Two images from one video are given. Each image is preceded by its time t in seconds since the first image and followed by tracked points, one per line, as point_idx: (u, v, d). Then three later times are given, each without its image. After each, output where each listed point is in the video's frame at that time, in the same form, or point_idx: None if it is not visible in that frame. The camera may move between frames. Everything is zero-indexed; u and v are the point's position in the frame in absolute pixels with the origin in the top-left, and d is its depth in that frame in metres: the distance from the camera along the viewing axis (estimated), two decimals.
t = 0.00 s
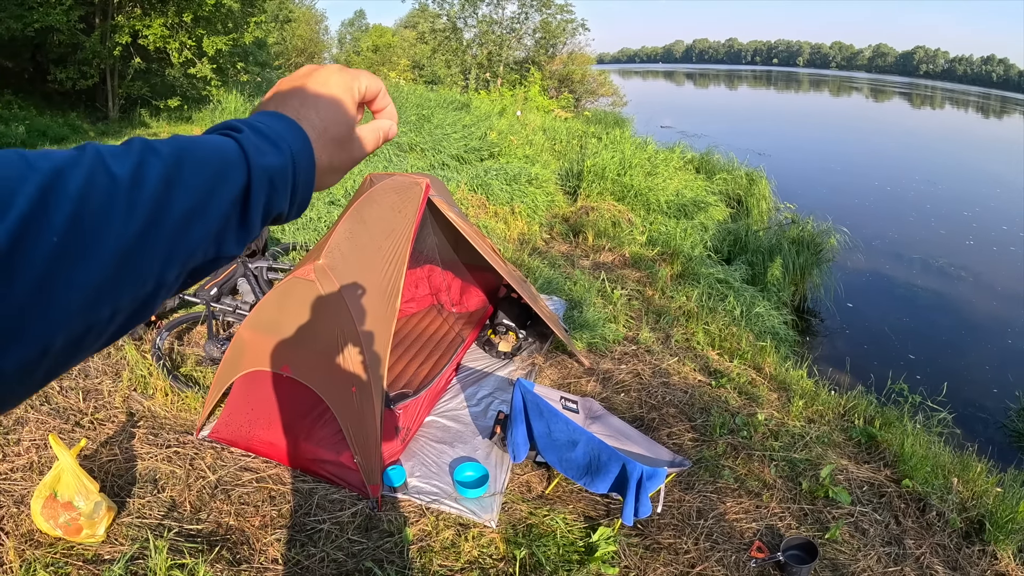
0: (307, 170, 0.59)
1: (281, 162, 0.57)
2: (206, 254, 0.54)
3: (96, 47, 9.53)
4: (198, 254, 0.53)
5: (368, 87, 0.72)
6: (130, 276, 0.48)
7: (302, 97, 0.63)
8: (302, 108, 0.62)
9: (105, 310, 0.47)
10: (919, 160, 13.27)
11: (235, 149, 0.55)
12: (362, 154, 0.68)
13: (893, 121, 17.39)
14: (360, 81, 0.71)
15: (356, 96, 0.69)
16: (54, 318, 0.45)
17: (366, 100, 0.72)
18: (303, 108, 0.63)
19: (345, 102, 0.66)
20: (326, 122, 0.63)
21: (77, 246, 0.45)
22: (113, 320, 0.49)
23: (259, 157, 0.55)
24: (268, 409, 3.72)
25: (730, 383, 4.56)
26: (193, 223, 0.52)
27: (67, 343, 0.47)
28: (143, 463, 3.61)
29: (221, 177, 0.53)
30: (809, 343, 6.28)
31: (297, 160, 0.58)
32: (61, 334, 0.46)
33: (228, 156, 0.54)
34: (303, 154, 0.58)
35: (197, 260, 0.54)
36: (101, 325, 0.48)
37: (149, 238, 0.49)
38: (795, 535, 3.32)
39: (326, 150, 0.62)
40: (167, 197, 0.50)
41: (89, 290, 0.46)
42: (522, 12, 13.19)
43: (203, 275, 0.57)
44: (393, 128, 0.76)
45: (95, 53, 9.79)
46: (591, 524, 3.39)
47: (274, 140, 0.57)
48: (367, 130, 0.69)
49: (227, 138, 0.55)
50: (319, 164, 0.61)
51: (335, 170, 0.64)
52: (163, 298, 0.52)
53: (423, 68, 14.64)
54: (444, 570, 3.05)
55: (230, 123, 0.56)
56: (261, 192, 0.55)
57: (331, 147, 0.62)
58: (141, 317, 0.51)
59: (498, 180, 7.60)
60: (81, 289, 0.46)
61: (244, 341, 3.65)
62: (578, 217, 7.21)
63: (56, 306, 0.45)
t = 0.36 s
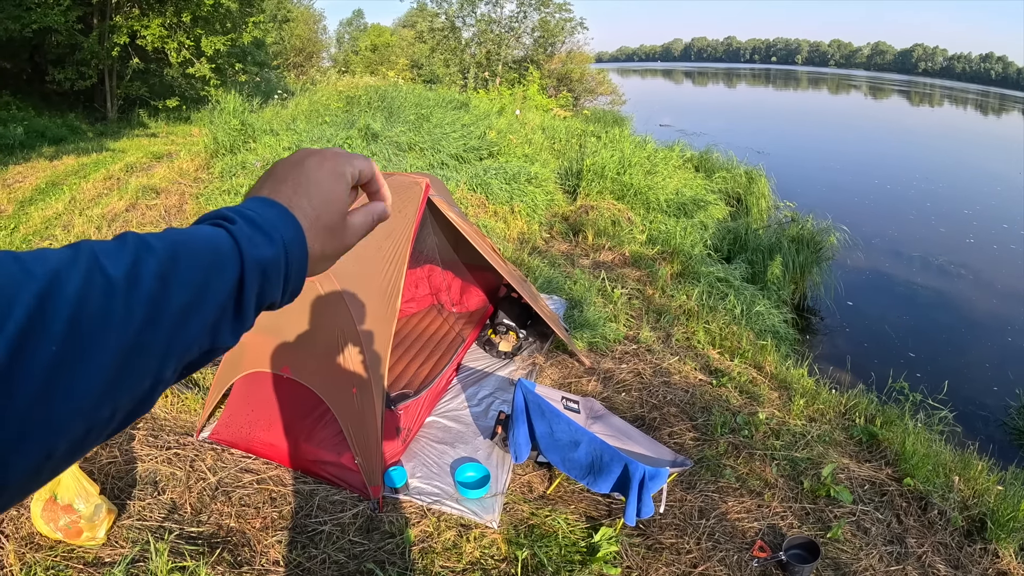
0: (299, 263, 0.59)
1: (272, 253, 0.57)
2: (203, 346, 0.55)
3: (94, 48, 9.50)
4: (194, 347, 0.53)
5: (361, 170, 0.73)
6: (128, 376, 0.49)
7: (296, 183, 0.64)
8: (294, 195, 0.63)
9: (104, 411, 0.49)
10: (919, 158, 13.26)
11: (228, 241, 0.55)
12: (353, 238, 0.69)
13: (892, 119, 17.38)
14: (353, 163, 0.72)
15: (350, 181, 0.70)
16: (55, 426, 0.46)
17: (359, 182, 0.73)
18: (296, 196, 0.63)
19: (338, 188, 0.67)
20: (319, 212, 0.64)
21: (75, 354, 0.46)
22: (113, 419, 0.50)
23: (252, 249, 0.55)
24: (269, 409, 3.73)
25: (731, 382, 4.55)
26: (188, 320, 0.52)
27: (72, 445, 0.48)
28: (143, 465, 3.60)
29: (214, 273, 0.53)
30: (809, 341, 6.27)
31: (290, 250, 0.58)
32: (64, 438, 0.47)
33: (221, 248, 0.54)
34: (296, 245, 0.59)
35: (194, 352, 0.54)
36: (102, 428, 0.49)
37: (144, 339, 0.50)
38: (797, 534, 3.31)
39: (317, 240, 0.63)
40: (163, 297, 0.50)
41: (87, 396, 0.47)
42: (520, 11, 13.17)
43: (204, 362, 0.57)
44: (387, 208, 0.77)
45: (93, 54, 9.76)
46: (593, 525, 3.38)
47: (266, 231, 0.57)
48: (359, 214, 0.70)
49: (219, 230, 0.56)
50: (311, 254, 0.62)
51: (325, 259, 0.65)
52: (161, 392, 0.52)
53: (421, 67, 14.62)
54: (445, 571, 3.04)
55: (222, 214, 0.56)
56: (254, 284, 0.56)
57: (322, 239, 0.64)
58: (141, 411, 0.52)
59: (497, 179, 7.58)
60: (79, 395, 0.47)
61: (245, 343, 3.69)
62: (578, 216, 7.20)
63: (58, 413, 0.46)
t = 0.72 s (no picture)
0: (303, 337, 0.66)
1: (277, 325, 0.63)
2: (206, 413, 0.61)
3: (91, 48, 9.48)
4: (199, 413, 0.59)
5: (366, 237, 0.79)
6: (136, 445, 0.55)
7: (304, 253, 0.70)
8: (301, 265, 0.69)
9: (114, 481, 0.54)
10: (918, 156, 13.25)
11: (233, 314, 0.61)
12: (356, 303, 0.75)
13: (890, 117, 17.38)
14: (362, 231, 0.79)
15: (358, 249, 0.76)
16: (68, 500, 0.52)
17: (365, 248, 0.80)
18: (305, 266, 0.69)
19: (344, 258, 0.73)
20: (325, 283, 0.70)
21: (89, 431, 0.52)
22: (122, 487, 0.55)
23: (257, 320, 0.62)
24: (267, 410, 3.66)
25: (730, 380, 4.54)
26: (195, 390, 0.58)
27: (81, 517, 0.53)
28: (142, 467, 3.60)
29: (221, 344, 0.59)
30: (808, 340, 6.27)
31: (294, 322, 0.65)
32: (76, 508, 0.53)
33: (228, 320, 0.60)
34: (300, 319, 0.65)
35: (199, 421, 0.61)
36: (111, 498, 0.54)
37: (152, 411, 0.56)
38: (797, 533, 3.31)
39: (322, 309, 0.70)
40: (170, 369, 0.57)
41: (99, 467, 0.53)
42: (518, 10, 13.15)
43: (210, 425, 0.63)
44: (392, 270, 0.84)
45: (91, 54, 9.73)
46: (592, 524, 3.38)
47: (273, 302, 0.64)
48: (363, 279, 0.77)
49: (227, 300, 0.62)
50: (315, 323, 0.69)
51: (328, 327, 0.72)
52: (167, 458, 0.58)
53: (419, 66, 14.58)
54: (445, 571, 3.04)
55: (230, 284, 0.63)
56: (258, 352, 0.62)
57: (327, 308, 0.70)
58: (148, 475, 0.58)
59: (496, 178, 7.57)
60: (91, 467, 0.52)
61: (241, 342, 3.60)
62: (576, 215, 7.19)
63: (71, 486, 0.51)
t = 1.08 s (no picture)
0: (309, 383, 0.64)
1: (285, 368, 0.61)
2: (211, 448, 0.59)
3: (87, 48, 9.47)
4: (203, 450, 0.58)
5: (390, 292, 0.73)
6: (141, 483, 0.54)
7: (320, 300, 0.65)
8: (316, 315, 0.65)
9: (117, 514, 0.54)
10: (914, 153, 13.26)
11: (245, 352, 0.59)
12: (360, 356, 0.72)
13: (887, 115, 17.40)
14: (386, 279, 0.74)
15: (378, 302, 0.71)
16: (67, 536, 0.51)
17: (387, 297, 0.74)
18: (317, 319, 0.65)
19: (360, 313, 0.68)
20: (333, 341, 0.66)
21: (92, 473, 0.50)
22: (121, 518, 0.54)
23: (268, 364, 0.59)
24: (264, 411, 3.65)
25: (727, 378, 4.54)
26: (202, 430, 0.56)
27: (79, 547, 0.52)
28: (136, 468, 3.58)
29: (230, 386, 0.57)
30: (805, 337, 6.26)
31: (303, 373, 0.63)
32: (72, 542, 0.52)
33: (238, 359, 0.58)
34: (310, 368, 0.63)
35: (202, 458, 0.59)
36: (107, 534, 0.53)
37: (158, 451, 0.54)
38: (794, 531, 3.30)
39: (325, 365, 0.67)
40: (178, 409, 0.55)
41: (102, 505, 0.52)
42: (514, 8, 13.15)
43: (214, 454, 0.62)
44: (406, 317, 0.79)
45: (86, 54, 9.70)
46: (588, 523, 3.37)
47: (283, 348, 0.61)
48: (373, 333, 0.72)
49: (238, 338, 0.60)
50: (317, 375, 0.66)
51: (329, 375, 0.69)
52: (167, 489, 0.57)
53: (415, 66, 14.57)
54: (440, 572, 3.02)
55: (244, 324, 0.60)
56: (266, 395, 0.61)
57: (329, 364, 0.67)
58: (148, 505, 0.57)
59: (492, 177, 7.56)
60: (92, 507, 0.51)
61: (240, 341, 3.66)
62: (572, 213, 7.19)
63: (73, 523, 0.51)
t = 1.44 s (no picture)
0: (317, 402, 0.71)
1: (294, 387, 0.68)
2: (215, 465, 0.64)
3: (82, 49, 9.44)
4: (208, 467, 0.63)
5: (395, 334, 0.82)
6: (152, 497, 0.59)
7: (336, 328, 0.75)
8: (329, 340, 0.74)
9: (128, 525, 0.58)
10: (911, 152, 13.28)
11: (251, 377, 0.65)
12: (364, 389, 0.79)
13: (883, 113, 17.41)
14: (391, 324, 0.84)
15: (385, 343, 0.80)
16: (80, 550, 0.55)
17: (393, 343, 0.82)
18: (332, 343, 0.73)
19: (369, 344, 0.77)
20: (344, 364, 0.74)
21: (108, 490, 0.55)
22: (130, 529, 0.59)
23: (274, 387, 0.66)
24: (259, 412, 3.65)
25: (724, 378, 4.53)
26: (209, 447, 0.62)
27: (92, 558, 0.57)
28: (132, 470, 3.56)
29: (237, 408, 0.63)
30: (802, 336, 6.26)
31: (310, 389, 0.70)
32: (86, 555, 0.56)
33: (244, 383, 0.64)
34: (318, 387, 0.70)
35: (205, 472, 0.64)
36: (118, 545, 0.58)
37: (168, 467, 0.60)
38: (792, 531, 3.30)
39: (334, 388, 0.74)
40: (189, 431, 0.60)
41: (114, 520, 0.57)
42: (511, 8, 13.15)
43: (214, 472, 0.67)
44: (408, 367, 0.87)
45: (81, 54, 9.66)
46: (585, 524, 3.37)
47: (295, 369, 0.69)
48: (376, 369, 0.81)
49: (246, 357, 0.66)
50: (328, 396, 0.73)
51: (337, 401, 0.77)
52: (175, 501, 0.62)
53: (412, 65, 14.55)
54: (437, 573, 3.01)
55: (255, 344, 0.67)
56: (269, 413, 0.67)
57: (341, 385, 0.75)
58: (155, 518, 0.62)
59: (488, 177, 7.55)
60: (106, 523, 0.56)
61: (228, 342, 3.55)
62: (569, 213, 7.18)
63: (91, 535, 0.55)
